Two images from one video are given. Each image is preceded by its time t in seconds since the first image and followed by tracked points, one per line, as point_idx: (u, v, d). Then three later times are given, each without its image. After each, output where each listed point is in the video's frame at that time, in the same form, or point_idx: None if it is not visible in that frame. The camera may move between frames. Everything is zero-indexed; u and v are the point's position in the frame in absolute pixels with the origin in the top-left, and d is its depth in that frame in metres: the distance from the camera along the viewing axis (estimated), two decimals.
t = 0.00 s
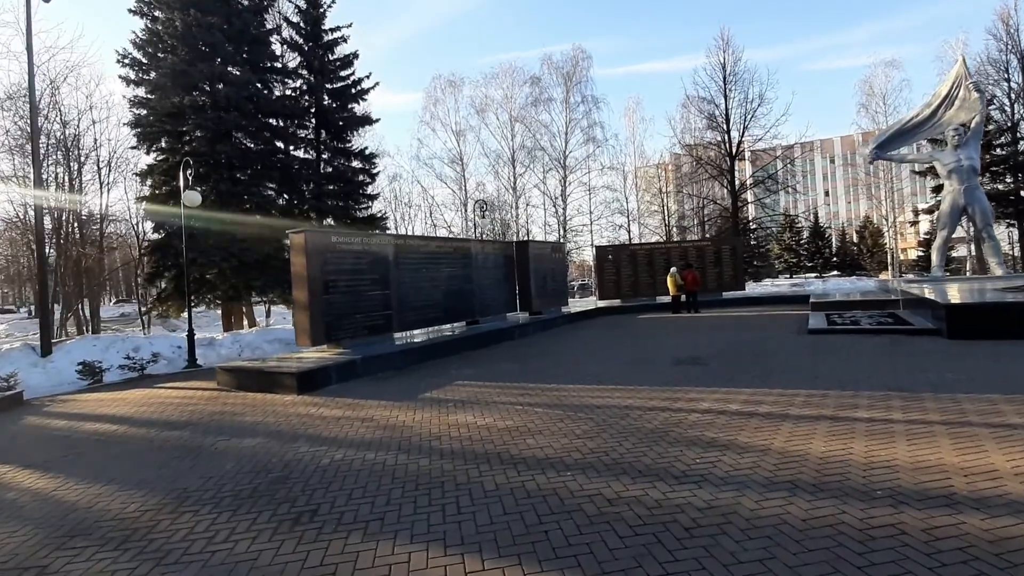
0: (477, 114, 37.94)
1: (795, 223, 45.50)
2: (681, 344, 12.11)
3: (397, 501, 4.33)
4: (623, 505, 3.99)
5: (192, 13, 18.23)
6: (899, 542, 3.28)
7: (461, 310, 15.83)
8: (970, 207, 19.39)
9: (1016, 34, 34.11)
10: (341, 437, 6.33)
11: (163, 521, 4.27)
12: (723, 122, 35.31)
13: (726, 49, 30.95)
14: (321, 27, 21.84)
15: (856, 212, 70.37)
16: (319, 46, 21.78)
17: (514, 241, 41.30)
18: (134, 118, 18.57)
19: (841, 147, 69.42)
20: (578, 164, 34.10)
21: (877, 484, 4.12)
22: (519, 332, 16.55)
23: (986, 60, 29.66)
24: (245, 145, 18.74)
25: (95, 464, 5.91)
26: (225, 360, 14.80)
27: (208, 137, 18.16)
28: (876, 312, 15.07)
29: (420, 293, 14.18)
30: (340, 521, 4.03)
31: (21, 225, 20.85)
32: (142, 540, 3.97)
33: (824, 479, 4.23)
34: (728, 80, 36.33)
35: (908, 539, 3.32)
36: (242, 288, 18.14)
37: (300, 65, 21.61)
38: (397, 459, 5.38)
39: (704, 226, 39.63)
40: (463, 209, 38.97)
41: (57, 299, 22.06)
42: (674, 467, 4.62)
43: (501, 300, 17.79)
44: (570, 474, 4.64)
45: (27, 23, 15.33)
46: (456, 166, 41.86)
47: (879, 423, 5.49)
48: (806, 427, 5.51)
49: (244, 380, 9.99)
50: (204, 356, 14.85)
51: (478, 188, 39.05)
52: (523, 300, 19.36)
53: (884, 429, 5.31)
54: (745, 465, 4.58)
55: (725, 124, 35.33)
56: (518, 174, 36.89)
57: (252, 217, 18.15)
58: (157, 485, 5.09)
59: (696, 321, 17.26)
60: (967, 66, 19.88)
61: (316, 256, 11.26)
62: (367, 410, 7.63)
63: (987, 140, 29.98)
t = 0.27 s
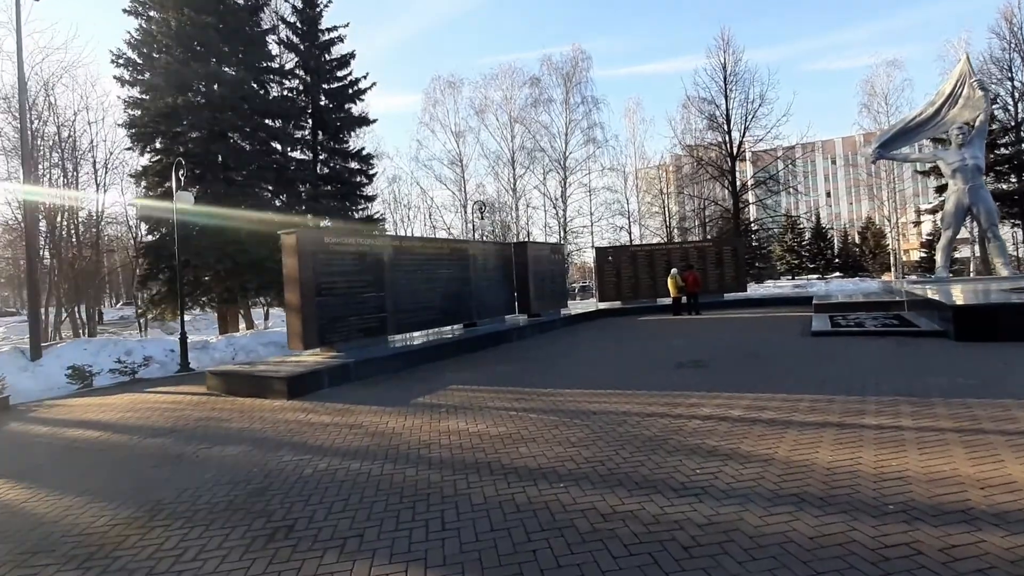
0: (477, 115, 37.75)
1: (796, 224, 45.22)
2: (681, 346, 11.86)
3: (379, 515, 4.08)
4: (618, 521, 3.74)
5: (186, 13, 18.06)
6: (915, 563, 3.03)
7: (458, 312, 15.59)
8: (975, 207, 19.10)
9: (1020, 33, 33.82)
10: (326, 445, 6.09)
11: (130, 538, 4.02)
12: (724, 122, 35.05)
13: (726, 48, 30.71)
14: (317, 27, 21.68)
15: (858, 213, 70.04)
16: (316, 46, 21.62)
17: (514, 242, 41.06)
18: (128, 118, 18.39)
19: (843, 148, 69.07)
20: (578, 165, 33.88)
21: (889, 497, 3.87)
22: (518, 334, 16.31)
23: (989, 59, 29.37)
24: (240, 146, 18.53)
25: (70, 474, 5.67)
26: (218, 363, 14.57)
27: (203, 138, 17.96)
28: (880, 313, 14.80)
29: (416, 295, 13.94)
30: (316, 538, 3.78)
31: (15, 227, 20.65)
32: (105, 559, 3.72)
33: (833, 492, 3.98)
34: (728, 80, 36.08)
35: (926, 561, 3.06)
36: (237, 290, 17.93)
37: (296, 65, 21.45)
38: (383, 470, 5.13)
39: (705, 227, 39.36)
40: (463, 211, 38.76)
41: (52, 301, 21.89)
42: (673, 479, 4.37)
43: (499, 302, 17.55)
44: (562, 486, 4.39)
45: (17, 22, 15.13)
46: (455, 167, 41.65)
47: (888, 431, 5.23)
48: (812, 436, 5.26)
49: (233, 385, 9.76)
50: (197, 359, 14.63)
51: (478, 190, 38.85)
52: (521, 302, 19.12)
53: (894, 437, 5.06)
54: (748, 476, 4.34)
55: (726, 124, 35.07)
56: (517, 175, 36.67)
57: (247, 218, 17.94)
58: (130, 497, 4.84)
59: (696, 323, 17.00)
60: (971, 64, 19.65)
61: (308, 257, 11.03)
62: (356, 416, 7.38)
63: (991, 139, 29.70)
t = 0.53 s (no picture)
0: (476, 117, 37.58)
1: (799, 226, 44.95)
2: (682, 351, 11.64)
3: (361, 535, 3.87)
4: (612, 542, 3.52)
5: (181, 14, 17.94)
6: None
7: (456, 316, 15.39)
8: (980, 208, 18.80)
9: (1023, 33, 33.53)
10: (313, 457, 5.87)
11: (97, 559, 3.81)
12: (725, 124, 34.82)
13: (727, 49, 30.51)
14: (315, 28, 21.54)
15: (860, 214, 69.67)
16: (313, 47, 21.48)
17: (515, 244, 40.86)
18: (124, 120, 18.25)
19: (846, 149, 68.75)
20: (578, 167, 33.68)
21: (899, 517, 3.64)
22: (516, 338, 16.09)
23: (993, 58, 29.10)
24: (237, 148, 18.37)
25: (45, 488, 5.47)
26: (212, 368, 14.39)
27: (198, 139, 17.80)
28: (885, 317, 14.54)
29: (413, 299, 13.74)
30: (292, 561, 3.57)
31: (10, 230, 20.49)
32: None
33: (841, 511, 3.76)
34: (730, 81, 35.86)
35: None
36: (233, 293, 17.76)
37: (294, 66, 21.31)
38: (370, 484, 4.92)
39: (707, 229, 39.12)
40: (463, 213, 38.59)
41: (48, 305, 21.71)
42: (671, 496, 4.15)
43: (498, 305, 17.34)
44: (555, 504, 4.18)
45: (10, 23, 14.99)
46: (456, 169, 41.48)
47: (897, 443, 5.00)
48: (818, 448, 5.03)
49: (223, 391, 9.57)
50: (191, 364, 14.45)
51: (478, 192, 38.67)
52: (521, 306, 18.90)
53: (903, 450, 4.83)
54: (750, 493, 4.12)
55: (728, 125, 34.82)
56: (517, 177, 36.49)
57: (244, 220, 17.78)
58: (105, 513, 4.63)
59: (698, 326, 16.77)
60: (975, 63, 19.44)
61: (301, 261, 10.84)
62: (347, 425, 7.16)
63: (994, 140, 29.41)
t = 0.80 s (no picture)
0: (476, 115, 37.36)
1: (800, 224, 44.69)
2: (683, 351, 11.44)
3: (346, 546, 3.69)
4: (608, 555, 3.33)
5: (177, 11, 17.78)
6: None
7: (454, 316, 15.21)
8: (985, 206, 18.61)
9: None
10: (302, 462, 5.69)
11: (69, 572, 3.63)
12: (727, 122, 34.56)
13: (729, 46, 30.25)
14: (312, 25, 21.35)
15: (863, 213, 69.34)
16: (311, 44, 21.30)
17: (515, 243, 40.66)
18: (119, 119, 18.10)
19: (848, 147, 68.40)
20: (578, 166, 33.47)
21: (913, 527, 3.44)
22: (515, 338, 15.90)
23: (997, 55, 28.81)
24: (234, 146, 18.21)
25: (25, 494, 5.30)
26: (208, 369, 14.23)
27: (195, 138, 17.64)
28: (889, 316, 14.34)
29: (410, 298, 13.56)
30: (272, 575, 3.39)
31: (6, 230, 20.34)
32: None
33: (850, 521, 3.57)
34: (731, 78, 35.60)
35: None
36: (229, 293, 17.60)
37: (291, 64, 21.14)
38: (358, 490, 4.75)
39: (708, 228, 38.90)
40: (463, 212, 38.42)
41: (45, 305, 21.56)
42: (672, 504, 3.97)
43: (497, 305, 17.15)
44: (550, 512, 3.99)
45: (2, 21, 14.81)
46: (455, 168, 41.28)
47: (907, 448, 4.81)
48: (824, 453, 4.84)
49: (215, 393, 9.40)
50: (186, 365, 14.30)
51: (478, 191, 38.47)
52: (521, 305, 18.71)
53: (914, 455, 4.63)
54: (755, 501, 3.93)
55: (729, 123, 34.54)
56: (517, 176, 36.28)
57: (240, 219, 17.61)
58: (85, 520, 4.48)
59: (699, 326, 16.57)
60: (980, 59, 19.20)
61: (296, 260, 10.66)
62: (339, 428, 6.98)
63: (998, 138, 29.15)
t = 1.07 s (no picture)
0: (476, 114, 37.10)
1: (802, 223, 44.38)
2: (686, 351, 11.17)
3: (324, 564, 3.44)
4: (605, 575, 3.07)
5: (171, 8, 17.56)
6: None
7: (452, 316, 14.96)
8: (992, 203, 18.28)
9: None
10: (287, 469, 5.44)
11: None
12: (728, 119, 34.26)
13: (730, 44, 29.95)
14: (309, 22, 21.10)
15: (865, 212, 69.00)
16: (307, 41, 21.05)
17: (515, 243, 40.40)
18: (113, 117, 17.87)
19: (849, 146, 68.07)
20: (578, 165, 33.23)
21: (935, 544, 3.18)
22: (514, 338, 15.65)
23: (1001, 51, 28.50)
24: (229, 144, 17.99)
25: None
26: (201, 370, 14.00)
27: (189, 136, 17.41)
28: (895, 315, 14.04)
29: (406, 298, 13.31)
30: None
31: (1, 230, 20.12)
32: None
33: (866, 536, 3.32)
34: (733, 75, 35.31)
35: None
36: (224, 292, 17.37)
37: (288, 62, 20.90)
38: (343, 500, 4.50)
39: (709, 227, 38.64)
40: (463, 212, 38.17)
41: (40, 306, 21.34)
42: (674, 517, 3.71)
43: (496, 304, 16.89)
44: (544, 526, 3.74)
45: None
46: (455, 167, 41.02)
47: (923, 455, 4.54)
48: (835, 460, 4.57)
49: (204, 395, 9.16)
50: (179, 366, 14.07)
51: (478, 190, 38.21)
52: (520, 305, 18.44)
53: (932, 463, 4.36)
54: (763, 514, 3.68)
55: (731, 121, 34.24)
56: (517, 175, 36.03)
57: (236, 218, 17.38)
58: (52, 533, 4.23)
59: (701, 325, 16.30)
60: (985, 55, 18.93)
61: (287, 259, 10.41)
62: (328, 432, 6.73)
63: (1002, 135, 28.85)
